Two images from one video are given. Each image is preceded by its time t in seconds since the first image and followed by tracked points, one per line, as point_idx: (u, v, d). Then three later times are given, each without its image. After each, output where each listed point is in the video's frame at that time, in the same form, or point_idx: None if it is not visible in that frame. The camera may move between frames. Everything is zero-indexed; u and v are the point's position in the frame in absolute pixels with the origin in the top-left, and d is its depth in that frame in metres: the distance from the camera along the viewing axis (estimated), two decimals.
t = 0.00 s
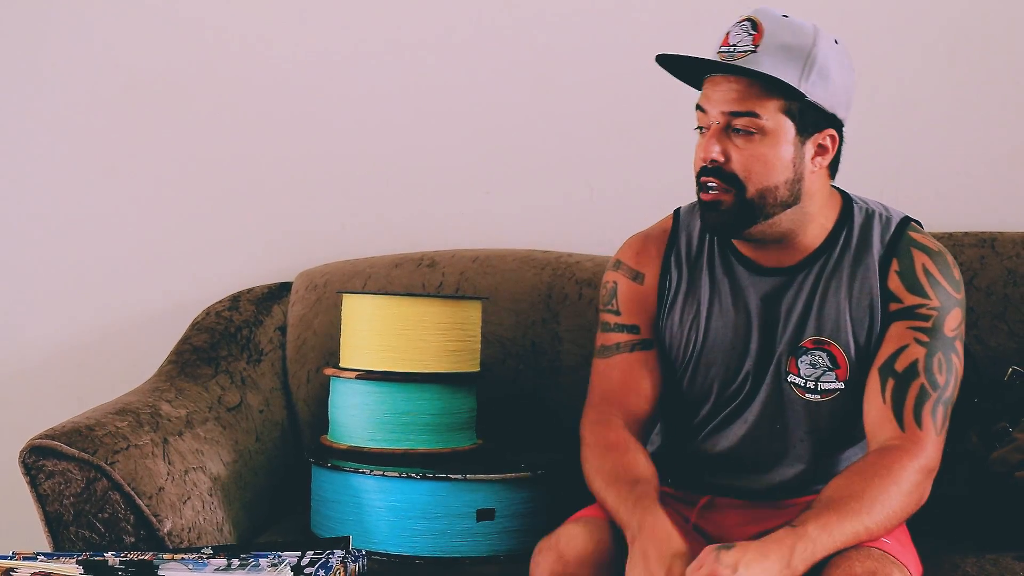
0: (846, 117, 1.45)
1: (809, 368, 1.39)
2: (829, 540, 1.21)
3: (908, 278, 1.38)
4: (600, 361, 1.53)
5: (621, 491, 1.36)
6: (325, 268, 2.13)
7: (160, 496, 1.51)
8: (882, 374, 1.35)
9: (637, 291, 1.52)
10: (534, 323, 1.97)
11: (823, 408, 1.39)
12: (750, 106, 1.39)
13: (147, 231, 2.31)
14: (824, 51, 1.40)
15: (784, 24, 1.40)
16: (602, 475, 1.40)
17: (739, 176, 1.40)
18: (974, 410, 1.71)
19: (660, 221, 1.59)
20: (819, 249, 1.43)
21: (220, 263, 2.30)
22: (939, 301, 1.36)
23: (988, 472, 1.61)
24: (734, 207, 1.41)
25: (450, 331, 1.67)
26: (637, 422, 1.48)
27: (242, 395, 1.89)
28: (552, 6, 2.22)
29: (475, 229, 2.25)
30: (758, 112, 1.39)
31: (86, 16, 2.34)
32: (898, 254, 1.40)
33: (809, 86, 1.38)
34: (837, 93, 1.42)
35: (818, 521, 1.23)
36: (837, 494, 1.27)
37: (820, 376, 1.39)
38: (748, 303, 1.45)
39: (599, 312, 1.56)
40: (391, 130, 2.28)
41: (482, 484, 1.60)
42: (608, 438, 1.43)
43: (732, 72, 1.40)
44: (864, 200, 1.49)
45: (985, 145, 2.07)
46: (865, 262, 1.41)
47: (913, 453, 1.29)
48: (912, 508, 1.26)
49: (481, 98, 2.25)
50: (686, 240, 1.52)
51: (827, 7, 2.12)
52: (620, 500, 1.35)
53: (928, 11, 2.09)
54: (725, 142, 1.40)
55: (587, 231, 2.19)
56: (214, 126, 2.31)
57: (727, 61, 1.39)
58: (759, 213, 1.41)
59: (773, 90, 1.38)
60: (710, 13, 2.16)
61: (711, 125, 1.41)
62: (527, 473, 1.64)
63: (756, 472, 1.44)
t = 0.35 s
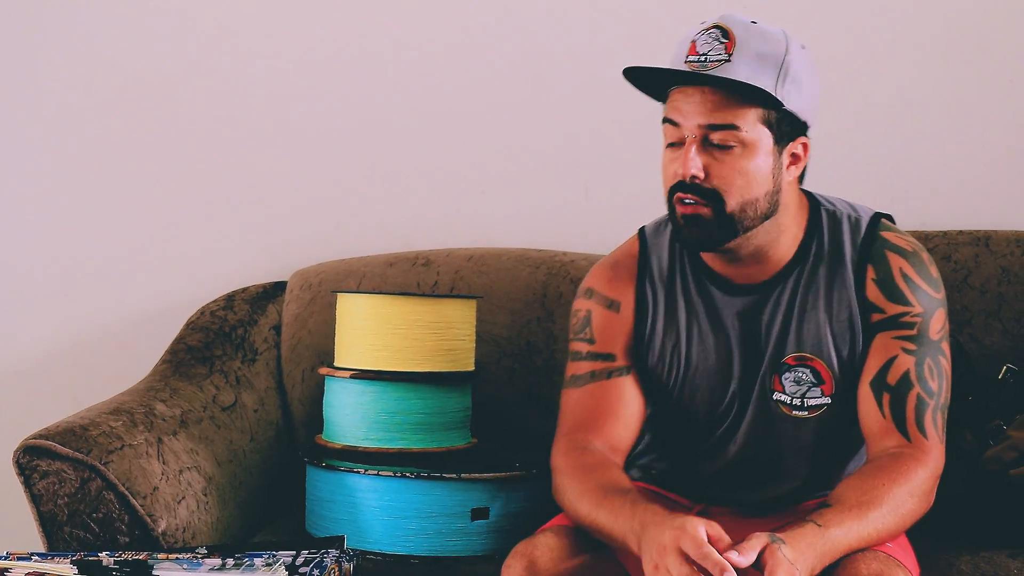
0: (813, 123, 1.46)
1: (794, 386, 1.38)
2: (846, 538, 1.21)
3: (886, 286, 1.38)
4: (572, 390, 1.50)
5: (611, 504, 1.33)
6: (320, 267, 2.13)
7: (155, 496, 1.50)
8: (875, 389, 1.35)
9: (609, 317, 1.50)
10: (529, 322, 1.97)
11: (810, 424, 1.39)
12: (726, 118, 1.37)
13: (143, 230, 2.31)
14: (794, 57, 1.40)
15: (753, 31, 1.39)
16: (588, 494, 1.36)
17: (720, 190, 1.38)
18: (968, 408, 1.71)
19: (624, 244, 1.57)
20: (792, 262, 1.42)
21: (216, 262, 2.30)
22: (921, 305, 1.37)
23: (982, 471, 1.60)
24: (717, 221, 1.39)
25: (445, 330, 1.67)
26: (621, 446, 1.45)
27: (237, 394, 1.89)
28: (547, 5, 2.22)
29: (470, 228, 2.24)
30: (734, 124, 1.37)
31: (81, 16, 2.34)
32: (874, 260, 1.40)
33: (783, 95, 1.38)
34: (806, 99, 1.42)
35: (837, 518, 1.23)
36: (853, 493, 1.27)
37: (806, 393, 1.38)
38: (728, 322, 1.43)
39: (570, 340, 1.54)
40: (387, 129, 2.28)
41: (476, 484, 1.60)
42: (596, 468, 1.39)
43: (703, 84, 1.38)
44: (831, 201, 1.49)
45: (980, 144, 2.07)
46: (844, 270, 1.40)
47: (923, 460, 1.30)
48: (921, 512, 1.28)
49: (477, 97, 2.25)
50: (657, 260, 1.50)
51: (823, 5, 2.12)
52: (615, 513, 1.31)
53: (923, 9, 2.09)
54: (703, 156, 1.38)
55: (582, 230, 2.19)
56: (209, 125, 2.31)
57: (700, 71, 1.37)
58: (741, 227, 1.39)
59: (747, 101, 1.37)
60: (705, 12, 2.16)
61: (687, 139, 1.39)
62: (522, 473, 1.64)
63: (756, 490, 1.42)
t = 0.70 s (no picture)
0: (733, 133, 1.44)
1: (738, 416, 1.35)
2: (778, 563, 1.14)
3: (815, 310, 1.30)
4: (521, 411, 1.52)
5: (551, 519, 1.31)
6: (316, 268, 2.14)
7: (151, 498, 1.51)
8: (816, 412, 1.27)
9: (553, 341, 1.50)
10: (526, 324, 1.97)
11: (760, 450, 1.36)
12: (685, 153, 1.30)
13: (140, 231, 2.31)
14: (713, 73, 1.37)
15: (673, 58, 1.33)
16: (533, 507, 1.35)
17: (705, 228, 1.31)
18: (963, 411, 1.72)
19: (569, 256, 1.58)
20: (731, 292, 1.37)
21: (213, 263, 2.30)
22: (856, 325, 1.28)
23: (979, 472, 1.60)
24: (707, 262, 1.32)
25: (441, 332, 1.67)
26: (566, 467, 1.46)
27: (234, 396, 1.89)
28: (545, 7, 2.22)
29: (468, 229, 2.25)
30: (694, 156, 1.30)
31: (78, 17, 2.34)
32: (804, 284, 1.33)
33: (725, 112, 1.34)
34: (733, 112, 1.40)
35: (767, 540, 1.17)
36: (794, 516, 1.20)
37: (750, 422, 1.34)
38: (667, 355, 1.40)
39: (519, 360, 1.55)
40: (384, 130, 2.28)
41: (473, 485, 1.61)
42: (545, 484, 1.39)
43: (648, 125, 1.29)
44: (767, 218, 1.44)
45: (975, 145, 2.08)
46: (772, 298, 1.35)
47: (872, 484, 1.21)
48: (875, 537, 1.18)
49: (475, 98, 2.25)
50: (597, 282, 1.49)
51: (820, 7, 2.13)
52: (551, 527, 1.29)
53: (919, 11, 2.10)
54: (679, 196, 1.31)
55: (579, 231, 2.19)
56: (206, 127, 2.31)
57: (651, 112, 1.28)
58: (725, 261, 1.34)
59: (695, 128, 1.30)
60: (701, 14, 2.16)
61: (653, 182, 1.31)
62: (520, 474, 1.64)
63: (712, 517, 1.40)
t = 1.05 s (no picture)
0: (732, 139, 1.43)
1: (731, 418, 1.35)
2: None
3: (805, 317, 1.30)
4: (520, 414, 1.52)
5: (552, 524, 1.31)
6: (314, 271, 2.14)
7: (149, 501, 1.51)
8: (806, 422, 1.27)
9: (548, 343, 1.50)
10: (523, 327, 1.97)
11: (753, 451, 1.35)
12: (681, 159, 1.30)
13: (138, 234, 2.31)
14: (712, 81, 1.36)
15: (672, 64, 1.33)
16: (535, 507, 1.36)
17: (700, 235, 1.31)
18: (960, 412, 1.73)
19: (565, 257, 1.58)
20: (724, 295, 1.37)
21: (211, 266, 2.30)
22: (846, 332, 1.27)
23: (977, 473, 1.60)
24: (700, 270, 1.31)
25: (439, 335, 1.67)
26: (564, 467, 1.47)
27: (231, 399, 1.89)
28: (541, 8, 2.22)
29: (466, 231, 2.25)
30: (689, 162, 1.30)
31: (73, 21, 2.34)
32: (793, 289, 1.33)
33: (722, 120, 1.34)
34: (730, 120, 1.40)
35: (752, 569, 1.16)
36: (781, 541, 1.19)
37: (743, 424, 1.34)
38: (661, 356, 1.40)
39: (516, 362, 1.55)
40: (382, 132, 2.27)
41: (471, 488, 1.61)
42: (544, 488, 1.40)
43: (643, 132, 1.29)
44: (762, 221, 1.44)
45: (972, 146, 2.08)
46: (763, 305, 1.35)
47: (859, 499, 1.20)
48: (864, 553, 1.19)
49: (472, 100, 2.25)
50: (592, 283, 1.49)
51: (816, 8, 2.13)
52: (552, 532, 1.30)
53: (915, 12, 2.10)
54: (674, 203, 1.31)
55: (577, 233, 2.19)
56: (203, 130, 2.31)
57: (648, 118, 1.28)
58: (720, 268, 1.34)
59: (690, 135, 1.30)
60: (699, 16, 2.16)
61: (648, 189, 1.31)
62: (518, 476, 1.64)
63: (705, 520, 1.40)
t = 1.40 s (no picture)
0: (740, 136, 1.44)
1: (733, 415, 1.35)
2: None
3: (810, 316, 1.30)
4: (526, 412, 1.51)
5: (544, 523, 1.32)
6: (313, 271, 2.14)
7: (148, 502, 1.51)
8: (810, 420, 1.27)
9: (554, 341, 1.49)
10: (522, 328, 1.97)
11: (755, 449, 1.36)
12: (691, 152, 1.30)
13: (137, 235, 2.31)
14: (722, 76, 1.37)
15: (684, 58, 1.34)
16: (529, 506, 1.36)
17: (707, 228, 1.32)
18: (959, 412, 1.72)
19: (569, 256, 1.57)
20: (729, 291, 1.37)
21: (210, 268, 2.30)
22: (851, 332, 1.28)
23: (975, 475, 1.60)
24: (702, 264, 1.32)
25: (439, 335, 1.67)
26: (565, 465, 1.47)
27: (230, 400, 1.89)
28: (540, 10, 2.22)
29: (465, 232, 2.25)
30: (699, 156, 1.30)
31: (72, 23, 2.34)
32: (798, 287, 1.33)
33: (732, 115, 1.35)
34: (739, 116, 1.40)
35: (759, 557, 1.17)
36: (783, 532, 1.20)
37: (745, 421, 1.34)
38: (664, 352, 1.40)
39: (520, 360, 1.55)
40: (381, 133, 2.28)
41: (470, 489, 1.61)
42: (543, 487, 1.39)
43: (654, 124, 1.29)
44: (767, 218, 1.44)
45: (971, 147, 2.08)
46: (767, 303, 1.35)
47: (862, 493, 1.21)
48: (864, 548, 1.20)
49: (471, 102, 2.25)
50: (597, 280, 1.49)
51: (815, 10, 2.13)
52: (543, 532, 1.30)
53: (914, 14, 2.10)
54: (682, 195, 1.31)
55: (576, 234, 2.20)
56: (203, 131, 2.31)
57: (659, 110, 1.28)
58: (725, 261, 1.34)
59: (701, 129, 1.30)
60: (699, 17, 2.16)
61: (657, 180, 1.31)
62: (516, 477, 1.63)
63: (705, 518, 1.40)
